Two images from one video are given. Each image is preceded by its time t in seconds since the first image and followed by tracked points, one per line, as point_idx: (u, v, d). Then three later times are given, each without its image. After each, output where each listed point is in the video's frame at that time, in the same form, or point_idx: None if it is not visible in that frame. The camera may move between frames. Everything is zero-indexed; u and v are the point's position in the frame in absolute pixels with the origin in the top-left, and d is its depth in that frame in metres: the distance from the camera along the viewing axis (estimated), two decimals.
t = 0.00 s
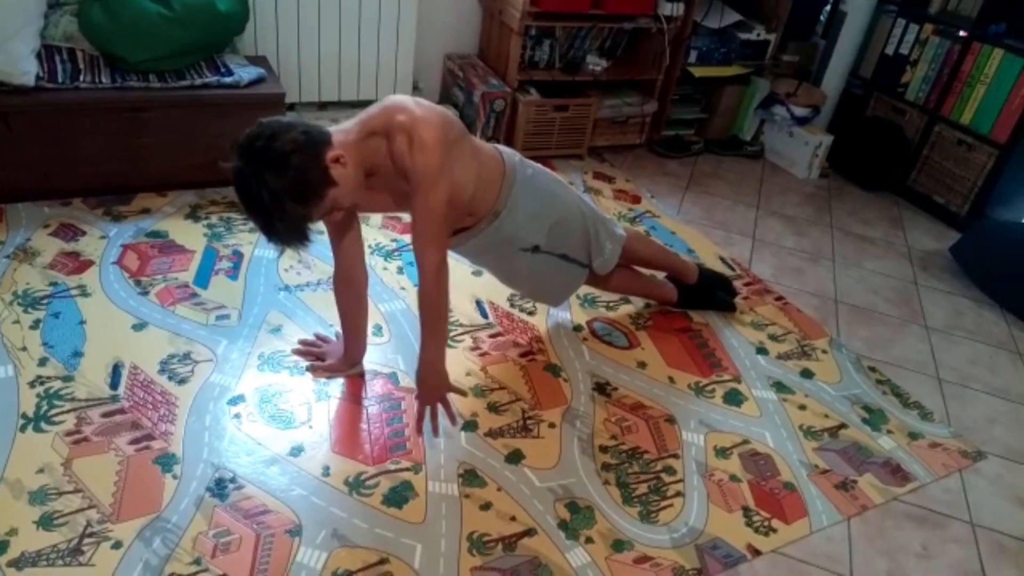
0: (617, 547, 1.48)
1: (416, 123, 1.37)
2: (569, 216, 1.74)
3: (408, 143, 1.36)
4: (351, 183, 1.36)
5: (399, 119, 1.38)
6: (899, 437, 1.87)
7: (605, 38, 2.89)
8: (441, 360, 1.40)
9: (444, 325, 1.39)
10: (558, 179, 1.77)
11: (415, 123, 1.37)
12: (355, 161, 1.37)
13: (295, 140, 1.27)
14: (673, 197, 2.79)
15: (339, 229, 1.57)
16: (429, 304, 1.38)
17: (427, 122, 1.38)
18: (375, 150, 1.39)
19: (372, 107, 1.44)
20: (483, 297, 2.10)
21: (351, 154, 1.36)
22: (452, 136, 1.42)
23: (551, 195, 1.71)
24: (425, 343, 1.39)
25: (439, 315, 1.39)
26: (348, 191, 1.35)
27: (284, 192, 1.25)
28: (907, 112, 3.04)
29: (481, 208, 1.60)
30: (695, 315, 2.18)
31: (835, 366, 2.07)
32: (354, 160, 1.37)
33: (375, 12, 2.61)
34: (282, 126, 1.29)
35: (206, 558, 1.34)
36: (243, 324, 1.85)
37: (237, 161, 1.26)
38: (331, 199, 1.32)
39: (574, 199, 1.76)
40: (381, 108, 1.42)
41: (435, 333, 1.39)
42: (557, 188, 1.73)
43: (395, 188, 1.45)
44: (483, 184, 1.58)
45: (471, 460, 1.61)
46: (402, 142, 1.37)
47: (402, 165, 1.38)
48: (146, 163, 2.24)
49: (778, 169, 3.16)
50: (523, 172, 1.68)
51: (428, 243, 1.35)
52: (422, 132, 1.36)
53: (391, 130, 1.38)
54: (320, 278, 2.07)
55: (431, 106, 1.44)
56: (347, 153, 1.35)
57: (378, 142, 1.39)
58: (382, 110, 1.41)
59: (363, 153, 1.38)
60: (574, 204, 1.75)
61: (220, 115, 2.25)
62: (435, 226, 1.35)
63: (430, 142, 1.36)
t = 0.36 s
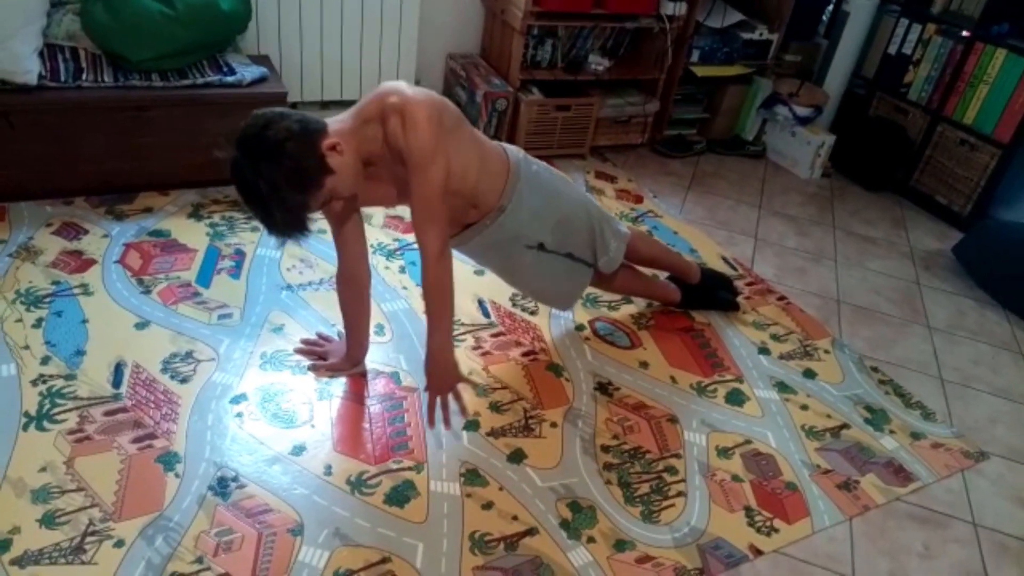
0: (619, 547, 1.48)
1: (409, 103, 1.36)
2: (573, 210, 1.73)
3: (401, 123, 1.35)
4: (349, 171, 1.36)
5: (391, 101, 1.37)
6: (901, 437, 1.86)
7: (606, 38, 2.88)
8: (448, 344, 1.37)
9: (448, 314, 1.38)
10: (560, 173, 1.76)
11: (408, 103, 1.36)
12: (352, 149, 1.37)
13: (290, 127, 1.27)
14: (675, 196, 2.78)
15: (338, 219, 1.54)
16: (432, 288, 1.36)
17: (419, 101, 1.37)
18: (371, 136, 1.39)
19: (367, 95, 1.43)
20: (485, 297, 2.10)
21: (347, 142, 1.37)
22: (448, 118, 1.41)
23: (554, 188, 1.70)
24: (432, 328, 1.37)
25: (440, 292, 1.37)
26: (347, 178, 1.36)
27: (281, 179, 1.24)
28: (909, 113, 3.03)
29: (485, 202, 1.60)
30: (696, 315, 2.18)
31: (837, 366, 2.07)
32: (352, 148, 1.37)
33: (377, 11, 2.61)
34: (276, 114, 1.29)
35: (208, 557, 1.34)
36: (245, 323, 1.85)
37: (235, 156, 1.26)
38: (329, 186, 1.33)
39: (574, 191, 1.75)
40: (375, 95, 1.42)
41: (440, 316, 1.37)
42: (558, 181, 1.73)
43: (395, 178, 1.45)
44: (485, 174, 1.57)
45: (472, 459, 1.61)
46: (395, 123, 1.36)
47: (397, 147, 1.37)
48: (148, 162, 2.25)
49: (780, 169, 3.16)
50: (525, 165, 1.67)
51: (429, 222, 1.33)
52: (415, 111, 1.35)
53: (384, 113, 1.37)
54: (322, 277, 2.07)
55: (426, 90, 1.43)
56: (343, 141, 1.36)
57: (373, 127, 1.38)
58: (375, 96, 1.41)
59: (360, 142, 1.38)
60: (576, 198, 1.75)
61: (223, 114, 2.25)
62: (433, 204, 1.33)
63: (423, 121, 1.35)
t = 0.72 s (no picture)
0: (621, 549, 1.48)
1: (410, 95, 1.38)
2: (576, 212, 1.73)
3: (403, 113, 1.36)
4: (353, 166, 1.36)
5: (394, 94, 1.39)
6: (904, 440, 1.86)
7: (610, 39, 2.89)
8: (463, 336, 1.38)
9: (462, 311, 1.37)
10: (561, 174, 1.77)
11: (410, 94, 1.37)
12: (357, 144, 1.38)
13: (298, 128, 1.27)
14: (678, 198, 2.78)
15: (342, 219, 1.53)
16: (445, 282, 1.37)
17: (418, 91, 1.39)
18: (374, 129, 1.40)
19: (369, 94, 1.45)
20: (487, 298, 2.10)
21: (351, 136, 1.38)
22: (450, 111, 1.42)
23: (555, 189, 1.71)
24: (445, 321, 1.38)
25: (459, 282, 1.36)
26: (355, 176, 1.36)
27: (293, 181, 1.23)
28: (912, 114, 3.03)
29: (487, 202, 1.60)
30: (699, 317, 2.18)
31: (839, 368, 2.07)
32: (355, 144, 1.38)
33: (380, 12, 2.61)
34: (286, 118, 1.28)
35: (210, 557, 1.34)
36: (248, 324, 1.86)
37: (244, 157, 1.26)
38: (337, 185, 1.33)
39: (576, 190, 1.76)
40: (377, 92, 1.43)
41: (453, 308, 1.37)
42: (560, 181, 1.74)
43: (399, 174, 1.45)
44: (486, 173, 1.58)
45: (474, 460, 1.61)
46: (397, 115, 1.37)
47: (401, 139, 1.38)
48: (151, 163, 2.25)
49: (783, 171, 3.16)
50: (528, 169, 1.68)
51: (437, 213, 1.34)
52: (417, 102, 1.36)
53: (387, 106, 1.38)
54: (324, 278, 2.07)
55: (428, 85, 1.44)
56: (348, 137, 1.37)
57: (376, 121, 1.39)
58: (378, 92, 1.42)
59: (364, 137, 1.39)
60: (578, 198, 1.75)
61: (226, 115, 2.26)
62: (439, 192, 1.34)
63: (425, 111, 1.36)
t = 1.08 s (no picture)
0: (621, 549, 1.48)
1: (409, 91, 1.38)
2: (576, 211, 1.73)
3: (403, 109, 1.36)
4: (353, 162, 1.37)
5: (393, 90, 1.39)
6: (904, 441, 1.86)
7: (612, 40, 2.89)
8: (472, 330, 1.37)
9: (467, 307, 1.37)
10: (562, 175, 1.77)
11: (409, 90, 1.38)
12: (356, 140, 1.38)
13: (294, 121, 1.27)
14: (679, 199, 2.79)
15: (340, 215, 1.53)
16: (451, 278, 1.37)
17: (417, 88, 1.39)
18: (374, 126, 1.40)
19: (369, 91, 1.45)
20: (488, 298, 2.11)
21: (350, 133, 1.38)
22: (450, 108, 1.43)
23: (555, 188, 1.71)
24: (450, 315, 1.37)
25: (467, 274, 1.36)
26: (353, 171, 1.36)
27: (293, 173, 1.23)
28: (913, 116, 3.03)
29: (487, 201, 1.61)
30: (699, 318, 2.18)
31: (840, 370, 2.07)
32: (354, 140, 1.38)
33: (382, 13, 2.61)
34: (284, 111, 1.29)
35: (211, 557, 1.34)
36: (249, 324, 1.86)
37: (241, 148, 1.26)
38: (336, 178, 1.33)
39: (576, 190, 1.76)
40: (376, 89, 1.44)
41: (459, 303, 1.36)
42: (560, 180, 1.74)
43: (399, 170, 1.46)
44: (486, 172, 1.58)
45: (475, 461, 1.61)
46: (396, 110, 1.37)
47: (401, 134, 1.38)
48: (153, 163, 2.25)
49: (784, 172, 3.16)
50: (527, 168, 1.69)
51: (441, 206, 1.34)
52: (417, 98, 1.37)
53: (386, 102, 1.39)
54: (325, 278, 2.07)
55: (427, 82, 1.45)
56: (347, 133, 1.37)
57: (376, 117, 1.40)
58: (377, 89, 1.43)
59: (364, 133, 1.40)
60: (578, 197, 1.75)
61: (227, 115, 2.26)
62: (440, 187, 1.33)
63: (425, 107, 1.36)
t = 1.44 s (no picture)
0: (618, 548, 1.48)
1: (408, 98, 1.38)
2: (575, 214, 1.73)
3: (402, 115, 1.36)
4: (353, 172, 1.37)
5: (391, 96, 1.39)
6: (901, 441, 1.87)
7: (610, 39, 2.88)
8: (466, 330, 1.37)
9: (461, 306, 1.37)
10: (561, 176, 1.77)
11: (407, 97, 1.38)
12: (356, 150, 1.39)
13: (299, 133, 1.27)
14: (677, 199, 2.79)
15: (342, 221, 1.54)
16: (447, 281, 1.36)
17: (416, 94, 1.39)
18: (373, 134, 1.40)
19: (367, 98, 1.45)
20: (486, 297, 2.11)
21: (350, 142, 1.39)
22: (448, 112, 1.43)
23: (554, 190, 1.71)
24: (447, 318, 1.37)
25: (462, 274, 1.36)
26: (354, 180, 1.36)
27: (292, 186, 1.24)
28: (911, 116, 3.04)
29: (488, 203, 1.61)
30: (697, 317, 2.19)
31: (837, 369, 2.07)
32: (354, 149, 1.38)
33: (380, 11, 2.61)
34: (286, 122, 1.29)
35: (208, 555, 1.34)
36: (247, 323, 1.86)
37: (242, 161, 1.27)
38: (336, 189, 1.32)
39: (575, 191, 1.76)
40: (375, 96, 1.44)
41: (454, 308, 1.36)
42: (559, 181, 1.74)
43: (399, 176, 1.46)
44: (487, 173, 1.58)
45: (473, 460, 1.61)
46: (395, 118, 1.37)
47: (400, 141, 1.38)
48: (150, 161, 2.25)
49: (782, 172, 3.16)
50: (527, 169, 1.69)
51: (441, 209, 1.33)
52: (415, 104, 1.37)
53: (385, 108, 1.39)
54: (323, 277, 2.07)
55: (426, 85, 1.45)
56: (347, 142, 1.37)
57: (375, 124, 1.40)
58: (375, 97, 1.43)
59: (363, 141, 1.40)
60: (577, 199, 1.76)
61: (225, 114, 2.26)
62: (440, 192, 1.33)
63: (424, 113, 1.36)
